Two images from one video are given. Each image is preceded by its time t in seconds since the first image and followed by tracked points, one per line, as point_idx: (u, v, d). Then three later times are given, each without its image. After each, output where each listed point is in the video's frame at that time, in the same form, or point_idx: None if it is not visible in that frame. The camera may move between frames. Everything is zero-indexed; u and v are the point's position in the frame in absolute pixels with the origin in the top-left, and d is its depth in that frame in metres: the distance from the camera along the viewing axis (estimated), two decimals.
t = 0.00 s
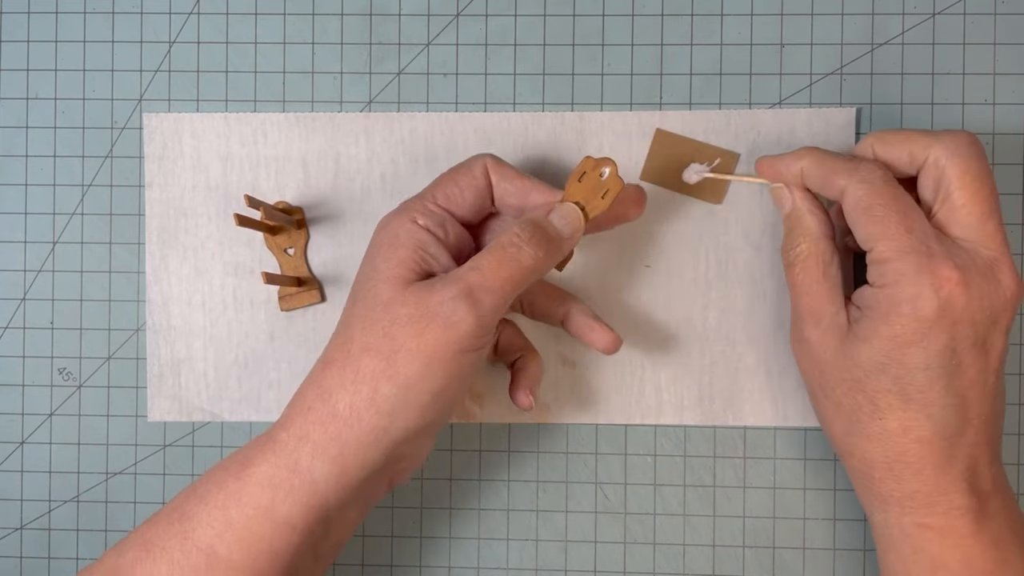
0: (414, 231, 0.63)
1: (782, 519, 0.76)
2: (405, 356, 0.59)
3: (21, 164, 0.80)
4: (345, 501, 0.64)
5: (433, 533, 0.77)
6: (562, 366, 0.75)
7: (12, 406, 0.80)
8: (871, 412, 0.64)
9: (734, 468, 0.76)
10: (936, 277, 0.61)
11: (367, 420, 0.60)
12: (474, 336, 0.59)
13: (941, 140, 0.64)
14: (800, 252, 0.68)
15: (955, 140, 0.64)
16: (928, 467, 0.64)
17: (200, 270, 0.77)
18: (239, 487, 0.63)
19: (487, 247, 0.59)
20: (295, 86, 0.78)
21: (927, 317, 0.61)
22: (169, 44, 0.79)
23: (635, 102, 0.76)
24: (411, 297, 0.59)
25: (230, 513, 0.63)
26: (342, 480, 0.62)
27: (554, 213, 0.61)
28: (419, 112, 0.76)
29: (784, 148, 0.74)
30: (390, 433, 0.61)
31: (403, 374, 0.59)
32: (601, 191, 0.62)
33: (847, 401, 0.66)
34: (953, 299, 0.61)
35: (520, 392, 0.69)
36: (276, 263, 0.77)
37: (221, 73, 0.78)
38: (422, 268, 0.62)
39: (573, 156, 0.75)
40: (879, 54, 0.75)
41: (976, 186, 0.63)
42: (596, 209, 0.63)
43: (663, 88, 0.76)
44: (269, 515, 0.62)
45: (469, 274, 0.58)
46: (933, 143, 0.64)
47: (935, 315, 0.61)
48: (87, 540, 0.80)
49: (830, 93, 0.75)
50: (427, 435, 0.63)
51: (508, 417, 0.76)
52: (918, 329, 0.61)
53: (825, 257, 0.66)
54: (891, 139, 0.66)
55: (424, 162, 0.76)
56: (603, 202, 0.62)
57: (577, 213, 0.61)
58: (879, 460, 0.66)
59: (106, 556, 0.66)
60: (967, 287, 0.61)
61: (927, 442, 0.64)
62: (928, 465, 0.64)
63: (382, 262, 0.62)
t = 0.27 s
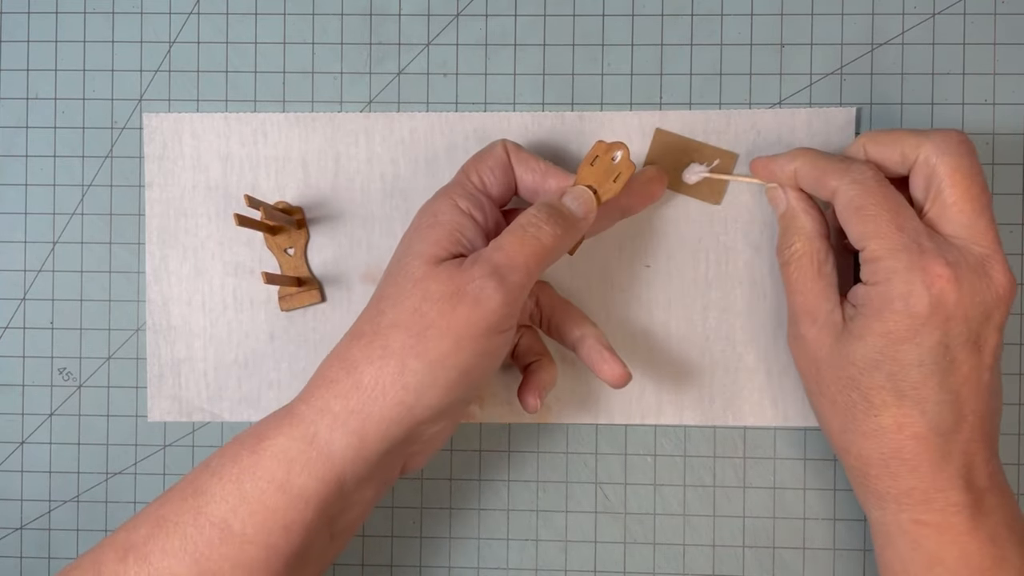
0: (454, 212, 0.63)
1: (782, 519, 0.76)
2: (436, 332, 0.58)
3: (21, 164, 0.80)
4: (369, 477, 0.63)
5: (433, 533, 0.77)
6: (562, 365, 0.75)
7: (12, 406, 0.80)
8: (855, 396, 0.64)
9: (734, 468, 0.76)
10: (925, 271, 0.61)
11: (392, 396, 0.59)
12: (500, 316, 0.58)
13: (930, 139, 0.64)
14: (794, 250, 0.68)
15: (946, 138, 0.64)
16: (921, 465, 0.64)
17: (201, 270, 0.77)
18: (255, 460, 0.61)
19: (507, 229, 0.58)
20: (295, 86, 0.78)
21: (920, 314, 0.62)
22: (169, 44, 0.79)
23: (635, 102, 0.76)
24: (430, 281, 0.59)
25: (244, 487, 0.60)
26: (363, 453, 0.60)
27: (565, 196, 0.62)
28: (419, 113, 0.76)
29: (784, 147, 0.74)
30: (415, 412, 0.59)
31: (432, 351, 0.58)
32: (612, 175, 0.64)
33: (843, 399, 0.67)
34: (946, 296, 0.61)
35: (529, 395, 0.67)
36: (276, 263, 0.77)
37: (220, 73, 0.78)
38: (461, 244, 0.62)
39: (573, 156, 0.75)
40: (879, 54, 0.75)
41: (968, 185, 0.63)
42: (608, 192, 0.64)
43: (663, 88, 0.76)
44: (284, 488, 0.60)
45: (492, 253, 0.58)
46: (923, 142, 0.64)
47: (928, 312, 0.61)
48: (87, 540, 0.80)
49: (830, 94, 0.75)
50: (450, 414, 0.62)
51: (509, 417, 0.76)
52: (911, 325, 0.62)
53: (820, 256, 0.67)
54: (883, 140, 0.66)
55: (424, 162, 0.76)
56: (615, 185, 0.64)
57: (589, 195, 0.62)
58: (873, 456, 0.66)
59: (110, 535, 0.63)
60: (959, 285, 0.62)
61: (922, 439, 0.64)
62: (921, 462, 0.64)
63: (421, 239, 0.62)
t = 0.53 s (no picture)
0: (459, 213, 0.63)
1: (782, 519, 0.76)
2: (444, 335, 0.58)
3: (21, 164, 0.80)
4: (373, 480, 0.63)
5: (434, 533, 0.77)
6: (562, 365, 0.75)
7: (12, 406, 0.80)
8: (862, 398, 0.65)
9: (734, 468, 0.76)
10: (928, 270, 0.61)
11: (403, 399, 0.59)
12: (508, 315, 0.58)
13: (929, 140, 0.64)
14: (793, 252, 0.68)
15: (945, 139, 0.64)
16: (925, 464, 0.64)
17: (200, 270, 0.77)
18: (262, 463, 0.60)
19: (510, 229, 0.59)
20: (295, 86, 0.78)
21: (920, 314, 0.61)
22: (169, 44, 0.79)
23: (635, 102, 0.76)
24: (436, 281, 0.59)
25: (251, 490, 0.60)
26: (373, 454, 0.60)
27: (564, 196, 0.62)
28: (419, 113, 0.76)
29: (783, 147, 0.74)
30: (425, 415, 0.59)
31: (442, 354, 0.58)
32: (610, 173, 0.64)
33: (844, 399, 0.67)
34: (946, 296, 0.61)
35: (534, 398, 0.68)
36: (276, 263, 0.77)
37: (221, 73, 0.78)
38: (465, 244, 0.62)
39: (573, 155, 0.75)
40: (879, 54, 0.75)
41: (967, 186, 0.63)
42: (605, 191, 0.64)
43: (663, 88, 0.76)
44: (292, 491, 0.60)
45: (496, 252, 0.58)
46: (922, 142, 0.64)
47: (928, 311, 0.61)
48: (87, 540, 0.80)
49: (830, 93, 0.75)
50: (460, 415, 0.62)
51: (509, 417, 0.75)
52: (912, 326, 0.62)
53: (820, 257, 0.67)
54: (882, 141, 0.66)
55: (424, 162, 0.76)
56: (613, 183, 0.64)
57: (587, 194, 0.62)
58: (875, 455, 0.66)
59: (115, 536, 0.63)
60: (960, 284, 0.61)
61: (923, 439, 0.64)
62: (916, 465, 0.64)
63: (426, 240, 0.62)
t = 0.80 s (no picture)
0: (425, 222, 0.63)
1: (782, 519, 0.76)
2: (421, 341, 0.58)
3: (21, 164, 0.80)
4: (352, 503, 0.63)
5: (434, 533, 0.77)
6: (562, 366, 0.75)
7: (12, 406, 0.80)
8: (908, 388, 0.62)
9: (734, 468, 0.76)
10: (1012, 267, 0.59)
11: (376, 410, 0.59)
12: (485, 324, 0.58)
13: (982, 125, 0.66)
14: (848, 236, 0.61)
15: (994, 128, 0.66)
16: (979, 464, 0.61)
17: (201, 270, 0.77)
18: (251, 474, 0.60)
19: (492, 235, 0.58)
20: (295, 86, 0.78)
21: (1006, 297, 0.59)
22: (169, 44, 0.79)
23: (635, 102, 0.76)
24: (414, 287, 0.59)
25: (240, 501, 0.60)
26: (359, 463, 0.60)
27: (551, 203, 0.62)
28: (419, 113, 0.76)
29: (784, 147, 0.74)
30: (406, 426, 0.59)
31: (419, 361, 0.58)
32: (598, 182, 0.64)
33: (908, 396, 0.62)
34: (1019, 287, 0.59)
35: (523, 383, 0.67)
36: (276, 263, 0.77)
37: (220, 73, 0.78)
38: (433, 253, 0.62)
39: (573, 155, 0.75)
40: (879, 54, 0.75)
41: (1017, 167, 0.64)
42: (591, 202, 0.64)
43: (663, 88, 0.76)
44: (280, 503, 0.60)
45: (476, 259, 0.57)
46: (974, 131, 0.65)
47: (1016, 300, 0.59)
48: (87, 540, 0.80)
49: (830, 93, 0.75)
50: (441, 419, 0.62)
51: (508, 416, 0.75)
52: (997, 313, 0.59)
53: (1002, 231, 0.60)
54: (927, 123, 0.66)
55: (424, 162, 0.76)
56: (601, 193, 0.64)
57: (575, 203, 0.62)
58: (938, 454, 0.62)
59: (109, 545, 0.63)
60: None
61: (977, 437, 0.61)
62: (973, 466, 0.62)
63: (393, 250, 0.62)
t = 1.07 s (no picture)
0: (305, 334, 0.54)
1: (782, 518, 0.76)
2: (298, 499, 0.51)
3: (21, 164, 0.80)
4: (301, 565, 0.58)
5: (434, 533, 0.77)
6: (562, 366, 0.75)
7: (11, 406, 0.80)
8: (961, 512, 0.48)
9: (734, 468, 0.76)
10: (992, 346, 0.45)
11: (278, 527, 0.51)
12: (384, 472, 0.51)
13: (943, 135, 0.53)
14: (784, 338, 0.50)
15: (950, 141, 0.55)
16: None
17: (200, 271, 0.77)
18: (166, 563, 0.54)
19: (412, 367, 0.49)
20: (295, 86, 0.78)
21: None
22: (169, 43, 0.79)
23: (635, 103, 0.76)
24: (295, 403, 0.52)
25: None
26: None
27: (490, 328, 0.53)
28: (419, 113, 0.76)
29: (784, 147, 0.74)
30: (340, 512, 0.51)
31: (297, 517, 0.51)
32: (549, 312, 0.53)
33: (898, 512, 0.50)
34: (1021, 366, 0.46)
35: (452, 495, 0.57)
36: (276, 263, 0.77)
37: (220, 73, 0.78)
38: (316, 381, 0.53)
39: (573, 156, 0.75)
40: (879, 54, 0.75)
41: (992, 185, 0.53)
42: (538, 330, 0.53)
43: (663, 88, 0.76)
44: None
45: (390, 390, 0.49)
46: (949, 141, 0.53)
47: None
48: (87, 540, 0.80)
49: (830, 93, 0.75)
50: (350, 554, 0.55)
51: (508, 417, 0.75)
52: None
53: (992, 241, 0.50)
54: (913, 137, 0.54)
55: (424, 162, 0.76)
56: (551, 324, 0.53)
57: (517, 329, 0.53)
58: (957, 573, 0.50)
59: None
60: None
61: None
62: None
63: (267, 374, 0.53)
